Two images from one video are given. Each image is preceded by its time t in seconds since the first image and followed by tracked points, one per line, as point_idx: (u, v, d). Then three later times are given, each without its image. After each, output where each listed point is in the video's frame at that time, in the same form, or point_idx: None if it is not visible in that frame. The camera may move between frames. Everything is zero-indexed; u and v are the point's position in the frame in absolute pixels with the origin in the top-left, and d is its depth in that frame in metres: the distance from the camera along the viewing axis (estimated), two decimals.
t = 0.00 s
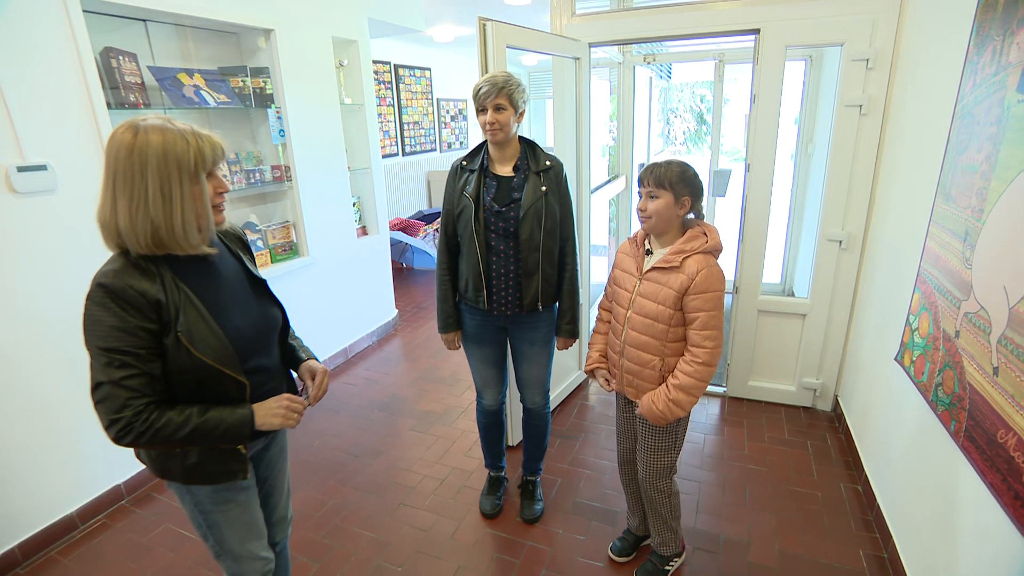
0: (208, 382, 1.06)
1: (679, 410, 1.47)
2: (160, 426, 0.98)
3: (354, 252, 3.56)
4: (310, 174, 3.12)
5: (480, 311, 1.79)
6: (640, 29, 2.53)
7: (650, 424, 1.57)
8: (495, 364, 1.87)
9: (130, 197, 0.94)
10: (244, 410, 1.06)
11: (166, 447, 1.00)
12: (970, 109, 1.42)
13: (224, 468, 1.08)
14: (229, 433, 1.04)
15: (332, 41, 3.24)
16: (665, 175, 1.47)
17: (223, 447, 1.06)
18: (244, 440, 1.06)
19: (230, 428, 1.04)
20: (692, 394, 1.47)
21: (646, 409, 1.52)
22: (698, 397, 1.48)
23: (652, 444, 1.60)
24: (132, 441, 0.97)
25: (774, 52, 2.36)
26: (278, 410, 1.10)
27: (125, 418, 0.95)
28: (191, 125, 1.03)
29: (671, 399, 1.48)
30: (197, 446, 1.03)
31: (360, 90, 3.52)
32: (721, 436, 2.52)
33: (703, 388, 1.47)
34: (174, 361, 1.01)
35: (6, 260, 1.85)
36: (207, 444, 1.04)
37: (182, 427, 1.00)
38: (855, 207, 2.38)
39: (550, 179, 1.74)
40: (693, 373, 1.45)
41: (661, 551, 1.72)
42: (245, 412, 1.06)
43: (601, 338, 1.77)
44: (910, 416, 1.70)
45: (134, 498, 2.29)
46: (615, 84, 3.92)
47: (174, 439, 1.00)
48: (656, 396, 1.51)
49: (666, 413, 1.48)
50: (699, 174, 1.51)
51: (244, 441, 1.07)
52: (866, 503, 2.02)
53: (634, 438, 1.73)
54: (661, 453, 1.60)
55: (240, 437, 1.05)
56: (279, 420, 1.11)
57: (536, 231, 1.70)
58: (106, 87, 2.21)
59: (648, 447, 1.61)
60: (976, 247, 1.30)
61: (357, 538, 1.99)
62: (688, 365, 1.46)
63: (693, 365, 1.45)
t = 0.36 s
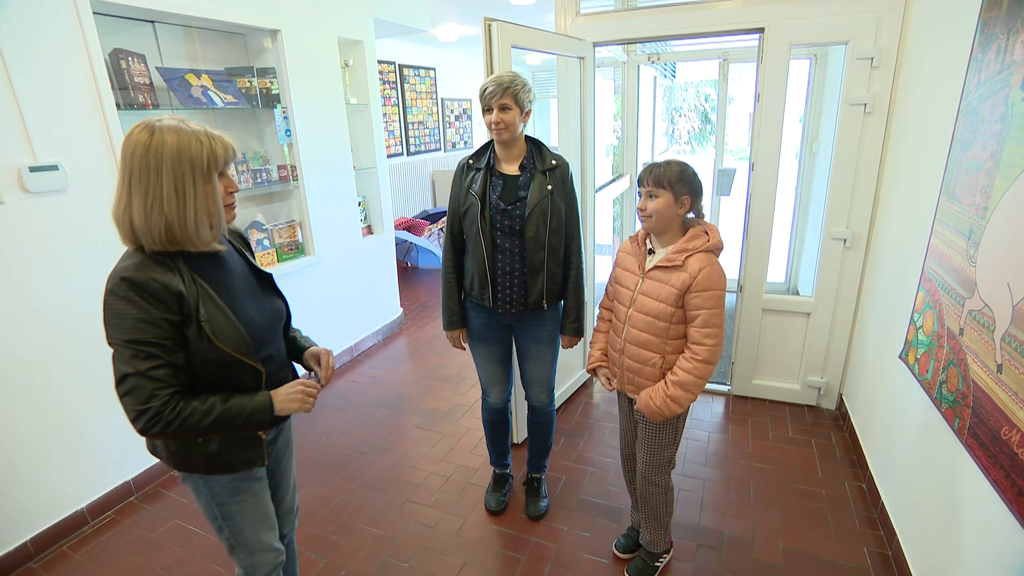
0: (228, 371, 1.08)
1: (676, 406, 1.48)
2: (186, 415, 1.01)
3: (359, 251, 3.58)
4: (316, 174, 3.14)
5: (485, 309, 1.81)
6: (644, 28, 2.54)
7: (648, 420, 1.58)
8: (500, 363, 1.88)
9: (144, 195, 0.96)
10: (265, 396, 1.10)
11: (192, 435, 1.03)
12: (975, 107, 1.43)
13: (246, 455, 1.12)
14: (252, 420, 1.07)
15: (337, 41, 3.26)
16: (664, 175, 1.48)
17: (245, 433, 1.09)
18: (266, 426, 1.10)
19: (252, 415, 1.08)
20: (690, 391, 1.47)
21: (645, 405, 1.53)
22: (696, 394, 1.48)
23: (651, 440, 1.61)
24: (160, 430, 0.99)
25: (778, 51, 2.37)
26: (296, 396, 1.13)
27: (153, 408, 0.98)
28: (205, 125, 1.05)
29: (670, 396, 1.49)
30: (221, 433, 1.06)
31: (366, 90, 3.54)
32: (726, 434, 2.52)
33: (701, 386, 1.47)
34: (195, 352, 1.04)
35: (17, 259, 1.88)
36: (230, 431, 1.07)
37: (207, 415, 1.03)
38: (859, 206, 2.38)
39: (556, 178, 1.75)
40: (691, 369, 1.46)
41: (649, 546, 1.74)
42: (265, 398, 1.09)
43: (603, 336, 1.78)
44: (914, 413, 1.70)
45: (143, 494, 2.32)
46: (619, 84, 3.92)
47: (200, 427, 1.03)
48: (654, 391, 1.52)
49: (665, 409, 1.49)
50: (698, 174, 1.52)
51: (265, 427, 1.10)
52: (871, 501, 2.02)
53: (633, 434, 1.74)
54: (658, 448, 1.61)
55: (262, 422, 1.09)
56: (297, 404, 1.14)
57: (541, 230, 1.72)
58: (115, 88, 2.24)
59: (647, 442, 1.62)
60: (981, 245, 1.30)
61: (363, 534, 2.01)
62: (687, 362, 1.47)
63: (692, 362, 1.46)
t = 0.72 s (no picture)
0: (246, 363, 1.13)
1: (683, 406, 1.50)
2: (210, 404, 1.06)
3: (364, 251, 3.61)
4: (321, 174, 3.16)
5: (491, 307, 1.83)
6: (647, 29, 2.55)
7: (655, 419, 1.61)
8: (506, 360, 1.90)
9: (163, 193, 1.01)
10: (282, 385, 1.15)
11: (213, 424, 1.08)
12: (975, 106, 1.44)
13: (263, 445, 1.16)
14: (271, 409, 1.13)
15: (342, 42, 3.29)
16: (674, 174, 1.50)
17: (263, 423, 1.14)
18: (283, 415, 1.15)
19: (270, 404, 1.13)
20: (698, 391, 1.49)
21: (651, 404, 1.55)
22: (702, 394, 1.50)
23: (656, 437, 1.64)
24: (184, 419, 1.04)
25: (780, 51, 2.38)
26: (311, 387, 1.18)
27: (178, 397, 1.03)
28: (221, 126, 1.09)
29: (676, 396, 1.51)
30: (241, 422, 1.11)
31: (370, 91, 3.56)
32: (729, 431, 2.54)
33: (708, 385, 1.49)
34: (216, 343, 1.08)
35: (28, 259, 1.90)
36: (250, 420, 1.12)
37: (229, 405, 1.08)
38: (862, 204, 2.39)
39: (561, 178, 1.77)
40: (699, 370, 1.48)
41: (655, 542, 1.76)
42: (282, 388, 1.14)
43: (608, 333, 1.80)
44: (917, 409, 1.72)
45: (152, 492, 2.34)
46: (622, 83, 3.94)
47: (222, 415, 1.08)
48: (662, 392, 1.54)
49: (672, 409, 1.51)
50: (707, 173, 1.54)
51: (282, 416, 1.15)
52: (874, 498, 2.04)
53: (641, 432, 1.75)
54: (665, 445, 1.63)
55: (280, 411, 1.14)
56: (312, 394, 1.19)
57: (547, 228, 1.74)
58: (124, 90, 2.26)
59: (654, 437, 1.64)
60: (982, 242, 1.32)
61: (371, 531, 2.03)
62: (694, 363, 1.49)
63: (699, 363, 1.47)
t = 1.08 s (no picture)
0: (255, 354, 1.15)
1: (686, 404, 1.53)
2: (217, 393, 1.08)
3: (365, 248, 3.62)
4: (323, 171, 3.17)
5: (495, 304, 1.85)
6: (650, 29, 2.57)
7: (658, 417, 1.63)
8: (508, 357, 1.92)
9: (178, 186, 1.03)
10: (289, 377, 1.16)
11: (221, 413, 1.09)
12: (974, 109, 1.46)
13: (270, 435, 1.18)
14: (277, 400, 1.14)
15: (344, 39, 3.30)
16: (678, 173, 1.52)
17: (270, 413, 1.16)
18: (290, 406, 1.16)
19: (276, 395, 1.14)
20: (700, 390, 1.52)
21: (654, 402, 1.58)
22: (705, 392, 1.53)
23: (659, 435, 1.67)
24: (192, 408, 1.06)
25: (781, 53, 2.41)
26: (317, 380, 1.20)
27: (187, 386, 1.04)
28: (235, 122, 1.12)
29: (679, 394, 1.53)
30: (248, 412, 1.13)
31: (372, 88, 3.57)
32: (727, 429, 2.57)
33: (710, 384, 1.52)
34: (225, 334, 1.10)
35: (33, 253, 1.91)
36: (257, 411, 1.13)
37: (236, 395, 1.10)
38: (861, 205, 2.42)
39: (565, 176, 1.79)
40: (701, 368, 1.50)
41: (655, 537, 1.78)
42: (289, 380, 1.16)
43: (611, 331, 1.82)
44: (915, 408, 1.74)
45: (154, 485, 2.36)
46: (623, 83, 3.96)
47: (230, 405, 1.09)
48: (665, 390, 1.56)
49: (674, 407, 1.54)
50: (711, 173, 1.56)
51: (289, 407, 1.17)
52: (870, 495, 2.06)
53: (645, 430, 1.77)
54: (670, 442, 1.66)
55: (287, 402, 1.15)
56: (319, 387, 1.21)
57: (551, 226, 1.76)
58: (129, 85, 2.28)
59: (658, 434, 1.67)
60: (978, 243, 1.34)
61: (372, 525, 2.05)
62: (697, 361, 1.51)
63: (702, 361, 1.50)
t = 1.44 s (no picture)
0: (260, 350, 1.17)
1: (683, 393, 1.57)
2: (222, 387, 1.10)
3: (361, 248, 3.64)
4: (318, 173, 3.19)
5: (493, 299, 1.88)
6: (639, 28, 2.61)
7: (657, 406, 1.67)
8: (506, 352, 1.96)
9: (186, 188, 1.05)
10: (293, 373, 1.18)
11: (227, 407, 1.12)
12: (953, 102, 1.51)
13: (276, 429, 1.21)
14: (281, 395, 1.17)
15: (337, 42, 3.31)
16: (673, 168, 1.56)
17: (275, 408, 1.18)
18: (294, 401, 1.19)
19: (280, 391, 1.16)
20: (697, 379, 1.56)
21: (652, 392, 1.62)
22: (702, 381, 1.57)
23: (659, 425, 1.72)
24: (199, 401, 1.08)
25: (767, 50, 2.45)
26: (320, 376, 1.22)
27: (193, 379, 1.07)
28: (240, 125, 1.14)
29: (677, 383, 1.57)
30: (253, 406, 1.15)
31: (365, 89, 3.59)
32: (722, 419, 2.62)
33: (707, 373, 1.56)
34: (230, 330, 1.12)
35: (31, 258, 1.92)
36: (261, 405, 1.16)
37: (241, 388, 1.12)
38: (848, 198, 2.47)
39: (559, 173, 1.83)
40: (698, 358, 1.54)
41: (654, 523, 1.82)
42: (293, 375, 1.18)
43: (611, 324, 1.86)
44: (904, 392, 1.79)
45: (156, 487, 2.37)
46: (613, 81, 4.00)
47: (234, 398, 1.12)
48: (662, 379, 1.60)
49: (672, 396, 1.58)
50: (705, 167, 1.60)
51: (293, 402, 1.19)
52: (862, 480, 2.12)
53: (644, 421, 1.81)
54: (669, 430, 1.71)
55: (291, 396, 1.18)
56: (322, 382, 1.23)
57: (546, 223, 1.80)
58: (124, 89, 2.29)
59: (657, 422, 1.71)
60: (960, 231, 1.39)
61: (375, 521, 2.07)
62: (694, 351, 1.55)
63: (698, 351, 1.54)
